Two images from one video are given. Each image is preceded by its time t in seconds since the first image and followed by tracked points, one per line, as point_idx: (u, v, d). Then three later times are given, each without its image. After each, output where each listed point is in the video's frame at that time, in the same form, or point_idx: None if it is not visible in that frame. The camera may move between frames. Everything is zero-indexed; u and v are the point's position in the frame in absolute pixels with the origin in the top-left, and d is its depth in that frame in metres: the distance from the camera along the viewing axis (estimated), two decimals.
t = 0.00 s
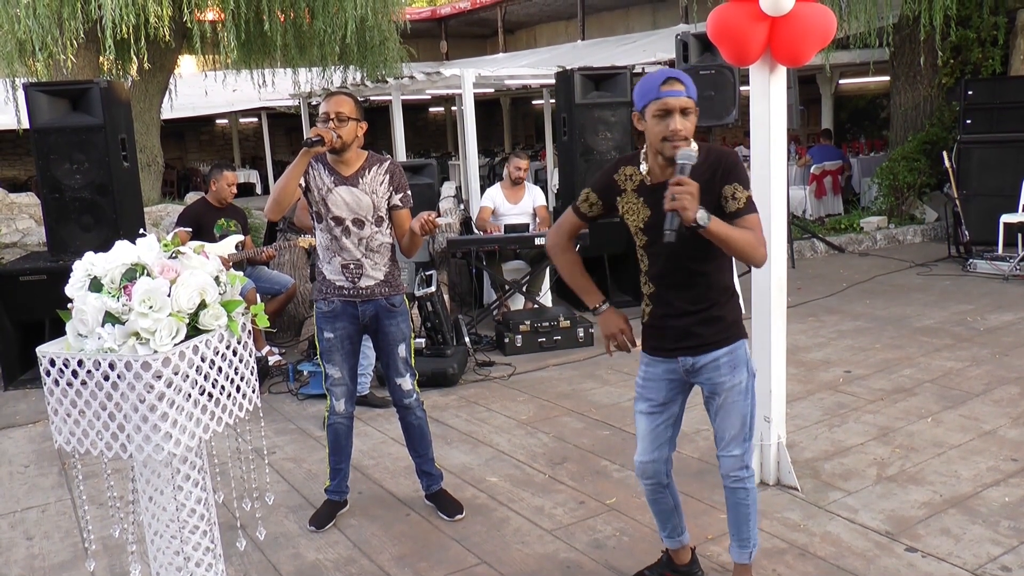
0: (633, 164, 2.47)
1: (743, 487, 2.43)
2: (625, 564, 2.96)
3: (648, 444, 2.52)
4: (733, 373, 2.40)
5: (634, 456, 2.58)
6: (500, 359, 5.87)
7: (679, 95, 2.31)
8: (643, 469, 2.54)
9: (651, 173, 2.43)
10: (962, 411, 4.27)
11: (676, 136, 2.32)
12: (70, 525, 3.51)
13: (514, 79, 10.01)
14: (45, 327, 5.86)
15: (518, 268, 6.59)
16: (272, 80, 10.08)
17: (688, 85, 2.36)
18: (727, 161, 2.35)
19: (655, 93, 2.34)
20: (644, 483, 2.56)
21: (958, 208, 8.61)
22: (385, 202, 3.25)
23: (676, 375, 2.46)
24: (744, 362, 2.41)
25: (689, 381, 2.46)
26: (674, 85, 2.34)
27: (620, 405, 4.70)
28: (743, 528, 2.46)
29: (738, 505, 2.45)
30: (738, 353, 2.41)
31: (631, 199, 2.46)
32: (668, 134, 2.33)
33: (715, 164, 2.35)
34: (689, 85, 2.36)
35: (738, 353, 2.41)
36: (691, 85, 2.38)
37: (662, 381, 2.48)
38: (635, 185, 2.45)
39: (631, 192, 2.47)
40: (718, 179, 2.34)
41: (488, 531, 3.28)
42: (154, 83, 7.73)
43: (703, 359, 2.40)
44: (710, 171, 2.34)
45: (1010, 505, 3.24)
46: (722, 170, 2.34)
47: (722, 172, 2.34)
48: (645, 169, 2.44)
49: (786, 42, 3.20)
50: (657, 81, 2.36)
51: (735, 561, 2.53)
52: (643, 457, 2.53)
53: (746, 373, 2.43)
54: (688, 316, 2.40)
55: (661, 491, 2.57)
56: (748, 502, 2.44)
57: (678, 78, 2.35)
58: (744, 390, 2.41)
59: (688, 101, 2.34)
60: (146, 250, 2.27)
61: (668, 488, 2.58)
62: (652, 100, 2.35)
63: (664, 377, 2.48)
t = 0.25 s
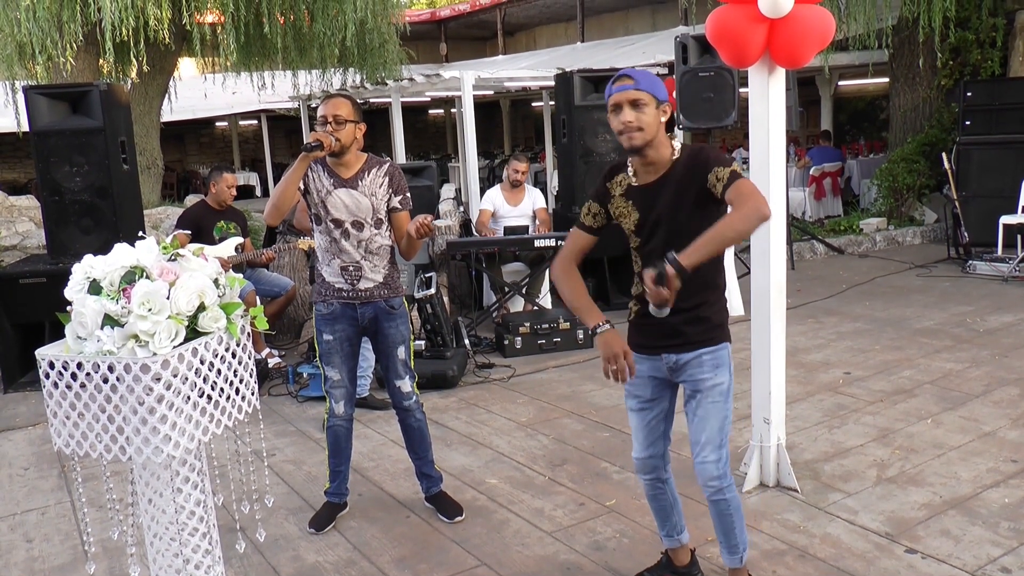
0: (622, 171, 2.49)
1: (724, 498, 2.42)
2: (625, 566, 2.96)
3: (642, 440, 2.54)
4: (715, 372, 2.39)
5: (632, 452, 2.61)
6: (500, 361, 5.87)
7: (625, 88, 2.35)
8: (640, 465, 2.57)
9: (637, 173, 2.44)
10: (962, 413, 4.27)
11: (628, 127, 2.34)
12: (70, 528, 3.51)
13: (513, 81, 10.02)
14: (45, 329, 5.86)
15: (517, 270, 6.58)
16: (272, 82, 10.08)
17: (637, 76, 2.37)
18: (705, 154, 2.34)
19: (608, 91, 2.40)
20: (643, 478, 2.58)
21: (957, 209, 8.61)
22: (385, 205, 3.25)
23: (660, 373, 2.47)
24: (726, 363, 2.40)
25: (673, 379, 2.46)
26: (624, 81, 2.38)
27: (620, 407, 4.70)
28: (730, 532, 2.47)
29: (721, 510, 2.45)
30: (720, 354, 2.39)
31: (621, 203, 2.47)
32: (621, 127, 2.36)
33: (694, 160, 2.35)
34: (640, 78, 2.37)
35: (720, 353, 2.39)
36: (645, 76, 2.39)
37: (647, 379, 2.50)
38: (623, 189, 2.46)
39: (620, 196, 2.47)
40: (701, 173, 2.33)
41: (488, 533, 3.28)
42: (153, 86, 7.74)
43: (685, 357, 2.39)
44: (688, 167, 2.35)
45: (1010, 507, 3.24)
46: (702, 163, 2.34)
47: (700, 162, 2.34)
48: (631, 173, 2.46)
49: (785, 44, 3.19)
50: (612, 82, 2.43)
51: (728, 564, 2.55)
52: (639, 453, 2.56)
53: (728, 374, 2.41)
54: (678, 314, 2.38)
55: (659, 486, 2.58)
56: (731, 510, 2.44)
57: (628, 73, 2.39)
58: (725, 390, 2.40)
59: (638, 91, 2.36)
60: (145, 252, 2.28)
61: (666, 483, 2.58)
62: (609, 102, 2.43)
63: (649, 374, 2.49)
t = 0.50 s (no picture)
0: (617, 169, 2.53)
1: (717, 504, 2.43)
2: (626, 567, 2.96)
3: (640, 440, 2.54)
4: (705, 378, 2.39)
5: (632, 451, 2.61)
6: (500, 361, 5.87)
7: (634, 73, 2.38)
8: (640, 463, 2.57)
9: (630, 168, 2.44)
10: (962, 413, 4.27)
11: (629, 110, 2.35)
12: (70, 527, 3.51)
13: (514, 81, 10.02)
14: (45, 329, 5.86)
15: (518, 270, 6.58)
16: (273, 82, 10.08)
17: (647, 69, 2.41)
18: (707, 162, 2.32)
19: (616, 76, 2.43)
20: (642, 476, 2.59)
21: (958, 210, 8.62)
22: (385, 204, 3.25)
23: (653, 375, 2.47)
24: (717, 369, 2.40)
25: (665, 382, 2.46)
26: (633, 69, 2.42)
27: (620, 407, 4.71)
28: (725, 538, 2.47)
29: (715, 517, 2.45)
30: (711, 359, 2.39)
31: (615, 199, 2.50)
32: (621, 111, 2.38)
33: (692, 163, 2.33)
34: (649, 70, 2.41)
35: (711, 359, 2.39)
36: (655, 72, 2.43)
37: (641, 380, 2.51)
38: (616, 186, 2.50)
39: (614, 193, 2.51)
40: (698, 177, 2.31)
41: (488, 533, 3.28)
42: (154, 85, 7.74)
43: (676, 360, 2.40)
44: (687, 168, 2.33)
45: (1010, 508, 3.24)
46: (703, 170, 2.31)
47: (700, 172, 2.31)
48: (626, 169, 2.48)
49: (785, 44, 3.19)
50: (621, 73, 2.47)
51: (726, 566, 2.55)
52: (637, 452, 2.56)
53: (719, 380, 2.41)
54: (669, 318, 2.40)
55: (659, 485, 2.58)
56: (724, 515, 2.44)
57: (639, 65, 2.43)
58: (715, 396, 2.39)
59: (644, 79, 2.39)
60: (146, 252, 2.27)
61: (666, 482, 2.58)
62: (614, 88, 2.45)
63: (643, 376, 2.50)
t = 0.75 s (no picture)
0: (633, 155, 2.53)
1: (729, 502, 2.43)
2: (626, 567, 2.96)
3: (648, 440, 2.54)
4: (718, 381, 2.39)
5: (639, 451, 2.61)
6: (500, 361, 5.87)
7: (664, 62, 2.34)
8: (649, 463, 2.57)
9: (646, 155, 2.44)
10: (962, 414, 4.27)
11: (655, 98, 2.33)
12: (70, 527, 3.51)
13: (514, 81, 10.02)
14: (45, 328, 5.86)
15: (518, 270, 6.58)
16: (273, 81, 10.09)
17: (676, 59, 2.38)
18: (725, 162, 2.32)
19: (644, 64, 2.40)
20: (650, 475, 2.59)
21: (958, 211, 8.62)
22: (387, 203, 3.25)
23: (663, 377, 2.47)
24: (729, 371, 2.40)
25: (675, 384, 2.46)
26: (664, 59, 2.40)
27: (620, 407, 4.71)
28: (734, 538, 2.47)
29: (726, 518, 2.45)
30: (723, 362, 2.39)
31: (627, 186, 2.51)
32: (646, 101, 2.35)
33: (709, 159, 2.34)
34: (678, 60, 2.38)
35: (723, 362, 2.39)
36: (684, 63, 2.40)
37: (650, 382, 2.50)
38: (630, 173, 2.51)
39: (627, 179, 2.52)
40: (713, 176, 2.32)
41: (488, 533, 3.28)
42: (154, 85, 7.74)
43: (687, 364, 2.38)
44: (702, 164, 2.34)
45: (1010, 508, 3.24)
46: (717, 168, 2.32)
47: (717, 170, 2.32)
48: (642, 156, 2.48)
49: (786, 45, 3.19)
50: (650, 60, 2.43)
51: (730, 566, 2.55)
52: (646, 453, 2.56)
53: (732, 382, 2.41)
54: (677, 319, 2.39)
55: (665, 485, 2.58)
56: (735, 515, 2.44)
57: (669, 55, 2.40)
58: (728, 398, 2.40)
59: (673, 71, 2.35)
60: (147, 251, 2.27)
61: (672, 482, 2.59)
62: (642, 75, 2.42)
63: (653, 377, 2.49)
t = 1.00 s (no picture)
0: (647, 151, 2.52)
1: (736, 504, 2.42)
2: (626, 566, 2.96)
3: (644, 441, 2.53)
4: (731, 381, 2.38)
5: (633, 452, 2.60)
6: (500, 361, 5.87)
7: (677, 72, 2.36)
8: (641, 465, 2.55)
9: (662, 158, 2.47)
10: (962, 414, 4.27)
11: (670, 113, 2.36)
12: (71, 526, 3.51)
13: (515, 80, 10.02)
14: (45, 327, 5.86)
15: (518, 269, 6.58)
16: (273, 81, 10.09)
17: (691, 65, 2.38)
18: (738, 160, 2.33)
19: (658, 73, 2.41)
20: (642, 478, 2.58)
21: (958, 211, 8.62)
22: (387, 202, 3.25)
23: (675, 377, 2.45)
24: (743, 372, 2.40)
25: (686, 384, 2.45)
26: (677, 65, 2.40)
27: (620, 407, 4.71)
28: (738, 539, 2.46)
29: (731, 519, 2.44)
30: (738, 362, 2.39)
31: (640, 183, 2.52)
32: (664, 111, 2.38)
33: (723, 159, 2.35)
34: (693, 66, 2.38)
35: (738, 362, 2.39)
36: (699, 67, 2.40)
37: (660, 382, 2.48)
38: (644, 170, 2.50)
39: (641, 176, 2.52)
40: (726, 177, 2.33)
41: (488, 532, 3.28)
42: (155, 84, 7.75)
43: (702, 363, 2.38)
44: (715, 166, 2.35)
45: (1010, 508, 3.24)
46: (729, 166, 2.33)
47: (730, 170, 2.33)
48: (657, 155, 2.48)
49: (786, 45, 3.20)
50: (664, 65, 2.44)
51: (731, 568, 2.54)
52: (641, 453, 2.54)
53: (746, 383, 2.41)
54: (691, 318, 2.39)
55: (658, 488, 2.58)
56: (741, 516, 2.44)
57: (683, 60, 2.40)
58: (742, 400, 2.39)
59: (689, 80, 2.37)
60: (147, 251, 2.27)
61: (665, 484, 2.58)
62: (657, 81, 2.43)
63: (663, 377, 2.47)
